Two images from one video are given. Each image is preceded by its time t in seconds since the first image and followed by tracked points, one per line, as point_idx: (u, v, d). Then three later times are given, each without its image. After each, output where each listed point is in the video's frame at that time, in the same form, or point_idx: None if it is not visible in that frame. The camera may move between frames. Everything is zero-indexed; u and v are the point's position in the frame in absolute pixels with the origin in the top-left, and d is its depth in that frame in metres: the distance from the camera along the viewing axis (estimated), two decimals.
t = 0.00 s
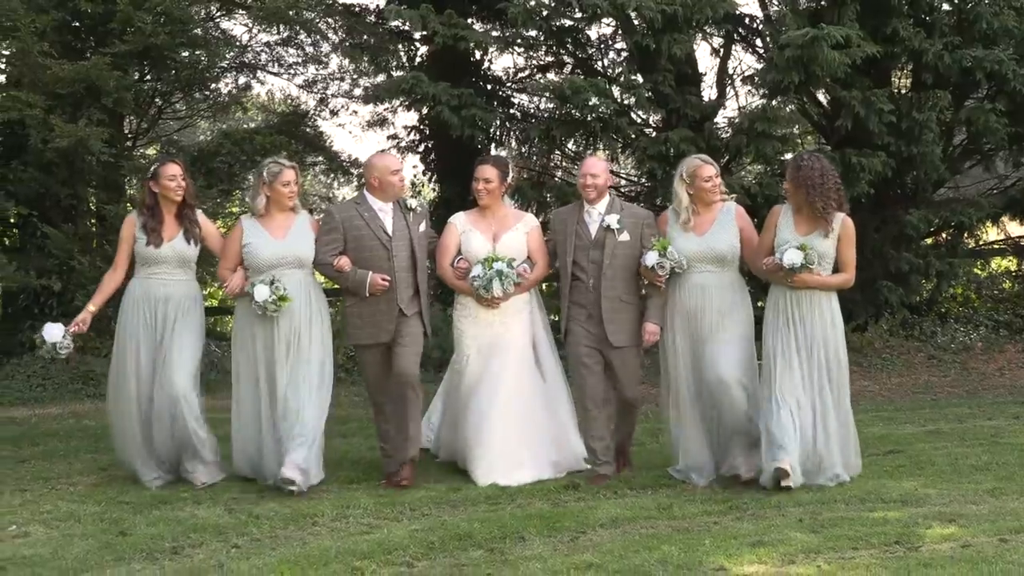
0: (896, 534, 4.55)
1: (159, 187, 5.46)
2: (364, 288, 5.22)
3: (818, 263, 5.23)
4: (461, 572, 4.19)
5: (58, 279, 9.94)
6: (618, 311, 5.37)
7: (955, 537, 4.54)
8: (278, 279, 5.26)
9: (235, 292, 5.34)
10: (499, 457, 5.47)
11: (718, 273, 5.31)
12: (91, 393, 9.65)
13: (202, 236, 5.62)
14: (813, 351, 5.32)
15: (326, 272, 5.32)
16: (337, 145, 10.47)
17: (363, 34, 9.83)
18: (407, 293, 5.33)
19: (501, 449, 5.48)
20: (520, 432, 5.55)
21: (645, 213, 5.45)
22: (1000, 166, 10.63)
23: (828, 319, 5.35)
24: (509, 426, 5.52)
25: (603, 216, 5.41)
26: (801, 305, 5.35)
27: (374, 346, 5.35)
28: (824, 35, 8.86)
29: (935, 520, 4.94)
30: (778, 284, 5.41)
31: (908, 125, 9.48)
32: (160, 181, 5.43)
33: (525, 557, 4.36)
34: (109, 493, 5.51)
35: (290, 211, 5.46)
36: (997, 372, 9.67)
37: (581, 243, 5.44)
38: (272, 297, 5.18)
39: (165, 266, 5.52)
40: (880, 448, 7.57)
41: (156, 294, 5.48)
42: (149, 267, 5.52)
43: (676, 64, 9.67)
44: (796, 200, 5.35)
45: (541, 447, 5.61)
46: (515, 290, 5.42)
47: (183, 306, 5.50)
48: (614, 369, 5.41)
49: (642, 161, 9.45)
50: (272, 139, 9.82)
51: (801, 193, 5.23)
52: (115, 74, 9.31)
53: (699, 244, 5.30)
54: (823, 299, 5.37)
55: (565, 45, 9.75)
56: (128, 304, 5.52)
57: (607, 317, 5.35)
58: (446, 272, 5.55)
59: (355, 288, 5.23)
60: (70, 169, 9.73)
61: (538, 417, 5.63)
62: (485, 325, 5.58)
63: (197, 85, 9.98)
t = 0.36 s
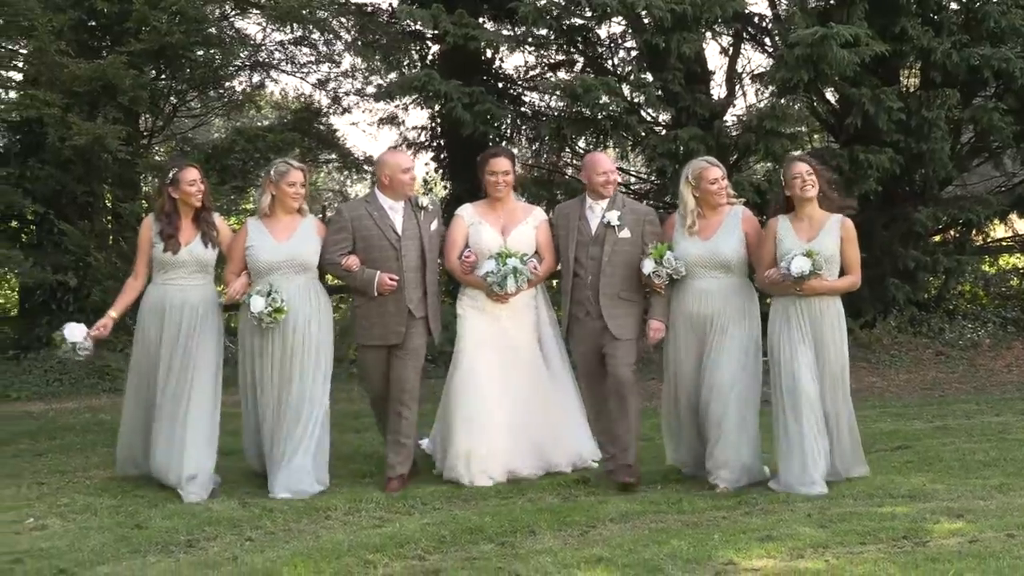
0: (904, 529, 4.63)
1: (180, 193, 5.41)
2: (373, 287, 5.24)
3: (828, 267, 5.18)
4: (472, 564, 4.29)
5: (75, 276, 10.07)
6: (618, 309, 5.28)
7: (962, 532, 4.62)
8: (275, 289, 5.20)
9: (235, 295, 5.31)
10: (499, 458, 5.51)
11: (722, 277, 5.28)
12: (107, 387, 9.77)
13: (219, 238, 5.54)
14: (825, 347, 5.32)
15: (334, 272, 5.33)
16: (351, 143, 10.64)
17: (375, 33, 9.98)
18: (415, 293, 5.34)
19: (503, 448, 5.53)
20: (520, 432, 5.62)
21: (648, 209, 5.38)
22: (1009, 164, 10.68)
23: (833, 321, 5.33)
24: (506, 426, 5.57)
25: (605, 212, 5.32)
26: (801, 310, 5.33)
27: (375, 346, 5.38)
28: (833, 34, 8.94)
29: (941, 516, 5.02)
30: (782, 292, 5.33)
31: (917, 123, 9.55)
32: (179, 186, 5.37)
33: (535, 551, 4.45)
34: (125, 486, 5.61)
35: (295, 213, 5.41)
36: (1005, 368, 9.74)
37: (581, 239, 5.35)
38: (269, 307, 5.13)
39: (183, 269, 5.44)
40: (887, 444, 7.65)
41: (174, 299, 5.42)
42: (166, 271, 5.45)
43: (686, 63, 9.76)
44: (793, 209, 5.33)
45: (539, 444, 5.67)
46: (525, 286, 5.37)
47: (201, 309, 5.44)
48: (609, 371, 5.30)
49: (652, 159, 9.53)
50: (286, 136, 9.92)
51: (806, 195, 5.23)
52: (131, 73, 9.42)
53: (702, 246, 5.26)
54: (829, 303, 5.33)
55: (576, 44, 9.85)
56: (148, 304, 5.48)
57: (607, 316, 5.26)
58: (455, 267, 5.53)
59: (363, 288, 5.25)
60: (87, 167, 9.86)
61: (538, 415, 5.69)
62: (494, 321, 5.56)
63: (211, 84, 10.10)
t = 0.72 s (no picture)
0: (918, 524, 4.71)
1: (200, 187, 5.32)
2: (399, 278, 5.19)
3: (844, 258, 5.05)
4: (488, 558, 4.37)
5: (97, 272, 10.20)
6: (632, 315, 5.21)
7: (975, 528, 4.69)
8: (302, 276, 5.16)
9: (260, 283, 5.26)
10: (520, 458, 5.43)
11: (737, 270, 5.23)
12: (127, 382, 9.89)
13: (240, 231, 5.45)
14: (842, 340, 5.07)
15: (354, 265, 5.28)
16: (369, 143, 10.67)
17: (393, 32, 10.08)
18: (435, 288, 5.34)
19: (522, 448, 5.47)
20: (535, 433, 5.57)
21: (659, 210, 5.30)
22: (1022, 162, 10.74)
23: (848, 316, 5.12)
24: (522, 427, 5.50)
25: (617, 216, 5.25)
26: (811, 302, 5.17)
27: (392, 341, 5.31)
28: (848, 33, 9.01)
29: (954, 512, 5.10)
30: (797, 286, 5.20)
31: (931, 122, 9.62)
32: (199, 180, 5.29)
33: (551, 545, 4.53)
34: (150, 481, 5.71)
35: (310, 208, 5.42)
36: (1017, 365, 9.81)
37: (594, 246, 5.27)
38: (297, 295, 5.09)
39: (206, 264, 5.38)
40: (901, 440, 7.75)
41: (199, 294, 5.36)
42: (188, 265, 5.38)
43: (702, 62, 9.84)
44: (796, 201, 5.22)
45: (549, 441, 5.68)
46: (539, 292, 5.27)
47: (226, 305, 5.38)
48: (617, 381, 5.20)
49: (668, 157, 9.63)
50: (307, 134, 9.99)
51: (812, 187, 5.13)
52: (152, 72, 9.52)
53: (715, 243, 5.20)
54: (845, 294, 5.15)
55: (592, 43, 10.03)
56: (171, 300, 5.39)
57: (620, 324, 5.18)
58: (465, 274, 5.42)
59: (390, 278, 5.20)
60: (108, 164, 9.99)
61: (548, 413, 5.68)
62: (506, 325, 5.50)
63: (232, 83, 10.21)
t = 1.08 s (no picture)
0: (925, 518, 4.81)
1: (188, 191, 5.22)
2: (396, 290, 5.02)
3: (848, 274, 4.89)
4: (500, 549, 4.47)
5: (116, 268, 10.36)
6: (640, 309, 5.12)
7: (980, 522, 4.83)
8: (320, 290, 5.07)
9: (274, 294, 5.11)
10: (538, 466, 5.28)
11: (738, 285, 5.09)
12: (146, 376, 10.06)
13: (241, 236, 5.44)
14: (845, 352, 5.02)
15: (355, 274, 5.13)
16: (382, 141, 10.93)
17: (408, 33, 10.29)
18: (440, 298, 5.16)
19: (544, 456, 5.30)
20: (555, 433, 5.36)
21: (669, 204, 5.22)
22: None
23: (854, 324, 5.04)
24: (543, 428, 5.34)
25: (626, 208, 5.14)
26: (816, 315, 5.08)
27: (409, 356, 5.13)
28: (855, 34, 9.18)
29: (960, 508, 5.25)
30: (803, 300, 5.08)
31: (935, 122, 9.78)
32: (191, 181, 5.16)
33: (562, 539, 4.62)
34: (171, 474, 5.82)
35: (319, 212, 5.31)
36: (1020, 362, 9.97)
37: (602, 237, 5.17)
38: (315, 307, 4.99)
39: (208, 269, 5.31)
40: (907, 435, 7.92)
41: (202, 302, 5.31)
42: (190, 270, 5.31)
43: (711, 62, 9.99)
44: (810, 210, 5.06)
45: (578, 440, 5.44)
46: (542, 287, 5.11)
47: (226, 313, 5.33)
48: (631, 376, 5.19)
49: (678, 156, 9.78)
50: (323, 135, 10.16)
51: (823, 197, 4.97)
52: (171, 71, 9.67)
53: (719, 253, 5.05)
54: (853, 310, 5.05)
55: (604, 44, 10.22)
56: (171, 310, 5.31)
57: (630, 315, 5.09)
58: (471, 270, 5.27)
59: (388, 290, 5.04)
60: (126, 162, 10.14)
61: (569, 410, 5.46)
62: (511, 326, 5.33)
63: (249, 82, 10.38)
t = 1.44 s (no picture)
0: (920, 512, 5.05)
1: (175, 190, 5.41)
2: (401, 282, 5.18)
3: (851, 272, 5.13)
4: (508, 541, 4.67)
5: (134, 266, 10.63)
6: (634, 316, 5.22)
7: (974, 515, 5.10)
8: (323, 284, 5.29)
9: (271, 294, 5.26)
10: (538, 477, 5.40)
11: (737, 279, 5.21)
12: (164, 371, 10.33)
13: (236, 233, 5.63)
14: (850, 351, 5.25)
15: (358, 268, 5.33)
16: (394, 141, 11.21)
17: (419, 37, 10.52)
18: (439, 291, 5.34)
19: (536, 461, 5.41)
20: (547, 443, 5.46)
21: (662, 207, 5.31)
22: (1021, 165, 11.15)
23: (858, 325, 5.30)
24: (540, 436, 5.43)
25: (620, 217, 5.25)
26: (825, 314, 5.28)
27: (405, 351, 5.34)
28: (855, 40, 9.43)
29: (953, 502, 5.48)
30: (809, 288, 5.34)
31: (933, 127, 10.03)
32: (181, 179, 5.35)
33: (569, 529, 4.83)
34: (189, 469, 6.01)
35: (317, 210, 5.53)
36: (1015, 360, 10.23)
37: (597, 244, 5.28)
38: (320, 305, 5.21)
39: (198, 263, 5.53)
40: (905, 430, 8.20)
41: (196, 294, 5.52)
42: (184, 265, 5.53)
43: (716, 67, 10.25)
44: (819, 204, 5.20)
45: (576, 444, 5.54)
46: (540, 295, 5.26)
47: (217, 307, 5.55)
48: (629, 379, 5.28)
49: (682, 158, 10.05)
50: (337, 136, 10.40)
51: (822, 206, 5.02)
52: (188, 73, 9.92)
53: (720, 248, 5.18)
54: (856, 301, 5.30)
55: (611, 48, 10.46)
56: (166, 302, 5.54)
57: (621, 321, 5.19)
58: (470, 278, 5.42)
59: (393, 283, 5.20)
60: (144, 162, 10.39)
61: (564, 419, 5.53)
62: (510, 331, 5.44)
63: (265, 85, 10.65)
